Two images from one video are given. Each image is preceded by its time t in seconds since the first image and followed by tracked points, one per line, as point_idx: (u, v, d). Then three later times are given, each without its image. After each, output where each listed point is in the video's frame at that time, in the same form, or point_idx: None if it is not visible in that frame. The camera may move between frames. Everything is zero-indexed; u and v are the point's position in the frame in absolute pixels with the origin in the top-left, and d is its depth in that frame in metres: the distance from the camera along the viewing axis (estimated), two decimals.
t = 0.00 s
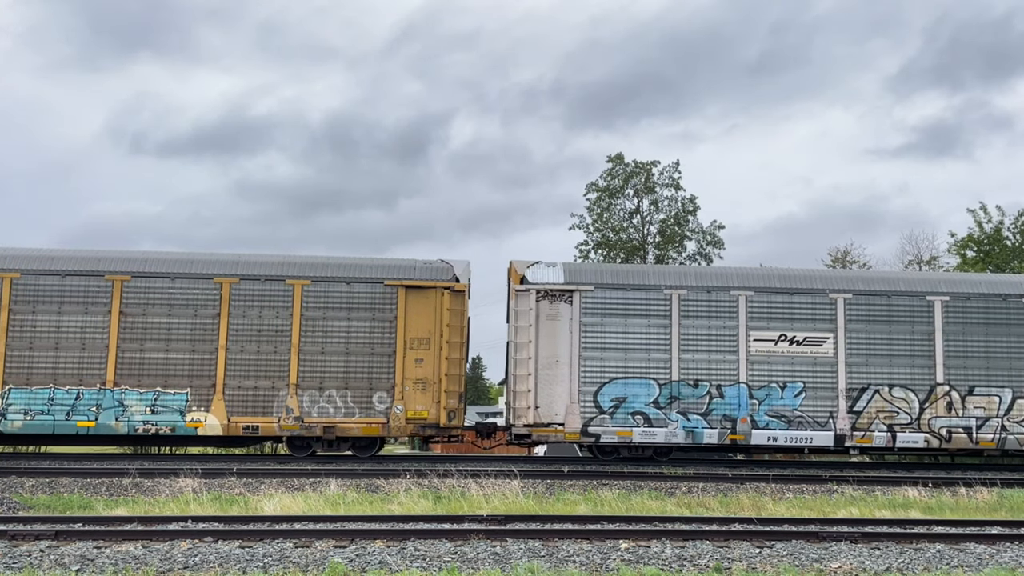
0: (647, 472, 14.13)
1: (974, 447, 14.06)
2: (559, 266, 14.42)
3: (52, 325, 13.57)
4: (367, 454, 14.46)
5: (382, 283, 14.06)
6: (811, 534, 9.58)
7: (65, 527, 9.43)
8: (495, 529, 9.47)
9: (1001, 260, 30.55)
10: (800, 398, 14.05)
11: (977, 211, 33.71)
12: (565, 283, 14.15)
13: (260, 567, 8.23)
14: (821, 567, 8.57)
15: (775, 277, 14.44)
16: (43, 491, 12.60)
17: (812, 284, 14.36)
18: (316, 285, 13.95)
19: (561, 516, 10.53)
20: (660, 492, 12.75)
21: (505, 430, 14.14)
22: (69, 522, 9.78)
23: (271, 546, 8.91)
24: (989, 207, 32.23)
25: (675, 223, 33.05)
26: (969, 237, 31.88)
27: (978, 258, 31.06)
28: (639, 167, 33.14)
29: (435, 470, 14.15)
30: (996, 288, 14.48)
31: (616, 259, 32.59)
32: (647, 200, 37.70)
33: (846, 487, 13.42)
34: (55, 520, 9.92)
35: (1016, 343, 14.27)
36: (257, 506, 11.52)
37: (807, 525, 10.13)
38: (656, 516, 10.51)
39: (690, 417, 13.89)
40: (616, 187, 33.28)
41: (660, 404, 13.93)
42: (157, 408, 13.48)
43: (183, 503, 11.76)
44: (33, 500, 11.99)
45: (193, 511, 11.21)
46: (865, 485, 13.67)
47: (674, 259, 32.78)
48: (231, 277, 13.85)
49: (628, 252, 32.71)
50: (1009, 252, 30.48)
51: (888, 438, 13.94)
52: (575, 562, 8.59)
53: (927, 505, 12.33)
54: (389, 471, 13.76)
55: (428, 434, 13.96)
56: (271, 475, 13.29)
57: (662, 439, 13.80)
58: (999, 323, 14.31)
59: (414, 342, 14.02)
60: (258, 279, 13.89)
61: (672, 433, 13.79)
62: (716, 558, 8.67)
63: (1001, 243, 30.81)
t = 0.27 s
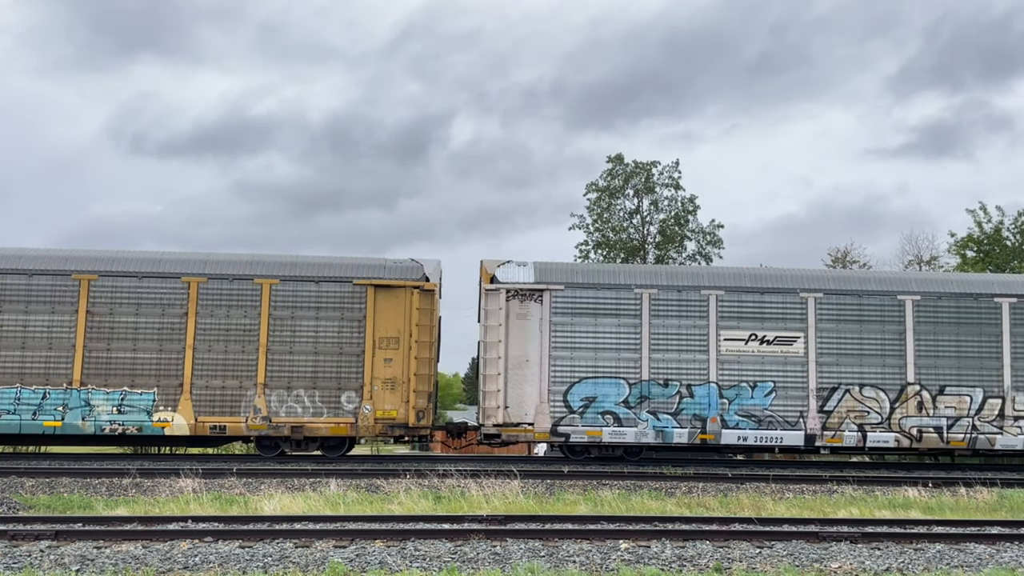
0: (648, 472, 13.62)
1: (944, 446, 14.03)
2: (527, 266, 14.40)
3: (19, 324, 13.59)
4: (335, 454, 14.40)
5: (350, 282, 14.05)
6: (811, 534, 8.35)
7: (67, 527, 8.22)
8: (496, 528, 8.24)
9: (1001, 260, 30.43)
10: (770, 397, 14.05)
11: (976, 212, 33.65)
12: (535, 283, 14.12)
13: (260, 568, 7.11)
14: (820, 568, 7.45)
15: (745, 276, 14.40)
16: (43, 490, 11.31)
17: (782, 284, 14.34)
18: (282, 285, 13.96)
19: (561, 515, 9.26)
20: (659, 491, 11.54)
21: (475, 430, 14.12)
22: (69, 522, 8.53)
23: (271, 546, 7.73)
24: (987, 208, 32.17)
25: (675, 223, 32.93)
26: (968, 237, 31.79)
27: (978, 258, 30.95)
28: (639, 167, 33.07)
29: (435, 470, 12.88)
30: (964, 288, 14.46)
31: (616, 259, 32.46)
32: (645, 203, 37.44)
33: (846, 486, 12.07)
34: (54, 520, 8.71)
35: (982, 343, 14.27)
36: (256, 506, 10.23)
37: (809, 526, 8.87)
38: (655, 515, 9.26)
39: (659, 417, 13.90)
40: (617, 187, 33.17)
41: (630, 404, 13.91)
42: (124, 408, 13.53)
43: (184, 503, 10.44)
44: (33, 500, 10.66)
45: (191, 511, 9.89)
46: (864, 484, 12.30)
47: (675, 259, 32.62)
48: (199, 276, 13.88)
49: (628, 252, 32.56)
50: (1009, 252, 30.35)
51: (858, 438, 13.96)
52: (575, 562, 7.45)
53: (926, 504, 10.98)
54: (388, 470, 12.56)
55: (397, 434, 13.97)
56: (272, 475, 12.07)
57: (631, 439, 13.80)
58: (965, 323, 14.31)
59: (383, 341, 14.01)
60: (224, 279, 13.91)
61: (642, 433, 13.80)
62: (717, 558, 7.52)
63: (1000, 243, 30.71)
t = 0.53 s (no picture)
0: (648, 471, 13.62)
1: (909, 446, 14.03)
2: (490, 264, 14.39)
3: None
4: (298, 454, 14.38)
5: (312, 281, 14.07)
6: (811, 534, 8.34)
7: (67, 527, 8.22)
8: (496, 528, 8.25)
9: (1000, 260, 30.43)
10: (736, 397, 14.04)
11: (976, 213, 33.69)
12: (500, 282, 14.15)
13: (260, 568, 7.12)
14: (820, 568, 7.45)
15: (709, 275, 14.39)
16: (43, 490, 11.31)
17: (747, 283, 14.33)
18: (246, 283, 14.01)
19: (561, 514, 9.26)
20: (659, 491, 11.54)
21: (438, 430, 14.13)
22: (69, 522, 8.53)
23: (271, 546, 7.74)
24: (986, 208, 32.16)
25: (675, 223, 32.91)
26: (968, 237, 31.79)
27: (978, 258, 30.95)
28: (639, 168, 33.08)
29: (434, 470, 12.87)
30: (930, 288, 14.46)
31: (616, 259, 32.44)
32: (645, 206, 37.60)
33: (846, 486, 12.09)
34: (55, 520, 8.71)
35: (944, 342, 14.26)
36: (256, 506, 10.23)
37: (809, 526, 8.87)
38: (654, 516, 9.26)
39: (623, 416, 13.89)
40: (617, 187, 33.17)
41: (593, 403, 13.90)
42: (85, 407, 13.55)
43: (184, 503, 10.44)
44: (33, 501, 10.66)
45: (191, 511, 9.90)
46: (865, 484, 12.31)
47: (675, 258, 32.62)
48: (161, 275, 13.89)
49: (628, 253, 32.56)
50: (1009, 252, 30.36)
51: (824, 437, 13.94)
52: (575, 562, 7.46)
53: (927, 505, 10.99)
54: (388, 470, 12.55)
55: (359, 433, 14.00)
56: (272, 475, 12.07)
57: (595, 438, 13.79)
58: (930, 322, 14.32)
59: (345, 340, 14.06)
60: (185, 279, 13.92)
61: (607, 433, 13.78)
62: (716, 558, 7.53)
63: (1000, 243, 30.72)
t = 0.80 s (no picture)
0: (648, 471, 13.63)
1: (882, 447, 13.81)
2: (444, 262, 14.18)
3: None
4: (189, 453, 14.18)
5: (214, 278, 13.81)
6: (811, 534, 8.35)
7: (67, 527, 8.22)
8: (496, 528, 8.25)
9: (1000, 260, 30.44)
10: (694, 397, 13.83)
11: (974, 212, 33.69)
12: (396, 279, 13.88)
13: (260, 568, 7.12)
14: (820, 568, 7.45)
15: (695, 274, 14.20)
16: (43, 490, 11.31)
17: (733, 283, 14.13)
18: (209, 282, 13.84)
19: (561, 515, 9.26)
20: (660, 491, 11.54)
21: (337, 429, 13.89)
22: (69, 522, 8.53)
23: (271, 546, 7.74)
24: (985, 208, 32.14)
25: (675, 222, 32.91)
26: (967, 237, 31.79)
27: (978, 258, 30.93)
28: (638, 168, 33.08)
29: (435, 470, 12.88)
30: (914, 287, 14.25)
31: (615, 259, 32.45)
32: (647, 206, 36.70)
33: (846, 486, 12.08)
34: (55, 520, 8.71)
35: (929, 341, 14.08)
36: (256, 506, 10.23)
37: (809, 526, 8.87)
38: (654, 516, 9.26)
39: (521, 414, 13.64)
40: (616, 187, 33.19)
41: (550, 402, 13.70)
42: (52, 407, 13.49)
43: (184, 504, 10.44)
44: (33, 501, 10.66)
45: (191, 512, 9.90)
46: (865, 484, 12.31)
47: (675, 258, 32.63)
48: (125, 274, 13.71)
49: (628, 253, 32.56)
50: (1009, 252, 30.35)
51: (762, 436, 13.67)
52: (575, 562, 7.46)
53: (928, 505, 10.99)
54: (388, 470, 12.55)
55: (250, 433, 13.73)
56: (272, 475, 12.07)
57: (492, 436, 13.52)
58: (909, 321, 14.13)
59: (242, 338, 13.77)
60: (144, 278, 13.75)
61: (544, 432, 13.56)
62: (716, 559, 7.53)
63: (1000, 243, 30.72)
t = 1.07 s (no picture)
0: (647, 471, 13.62)
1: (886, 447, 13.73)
2: (410, 261, 14.11)
3: None
4: (151, 453, 14.19)
5: (173, 278, 13.74)
6: (811, 534, 8.35)
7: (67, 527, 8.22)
8: (496, 528, 8.25)
9: (1000, 260, 30.44)
10: (658, 396, 13.78)
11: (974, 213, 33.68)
12: (359, 278, 13.80)
13: (260, 568, 7.11)
14: (820, 568, 7.45)
15: (661, 274, 14.14)
16: (43, 490, 11.31)
17: (699, 282, 14.06)
18: (171, 282, 13.75)
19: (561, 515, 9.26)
20: (659, 491, 11.54)
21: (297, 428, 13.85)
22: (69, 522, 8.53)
23: (271, 546, 7.74)
24: (985, 208, 32.11)
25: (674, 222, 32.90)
26: (967, 237, 31.80)
27: (978, 258, 30.95)
28: (637, 168, 33.08)
29: (435, 470, 12.88)
30: (882, 285, 14.15)
31: (616, 259, 32.44)
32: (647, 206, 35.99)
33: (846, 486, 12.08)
34: (54, 520, 8.71)
35: (899, 341, 14.00)
36: (256, 506, 10.23)
37: (809, 526, 8.87)
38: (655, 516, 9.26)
39: (484, 413, 13.56)
40: (615, 188, 33.20)
41: (513, 402, 13.63)
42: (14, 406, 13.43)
43: (184, 504, 10.44)
44: (33, 501, 10.66)
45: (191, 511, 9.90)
46: (865, 484, 12.31)
47: (674, 258, 32.64)
48: (84, 273, 13.66)
49: (628, 253, 32.57)
50: (1009, 252, 30.35)
51: (726, 435, 13.58)
52: (575, 562, 7.46)
53: (928, 505, 10.99)
54: (388, 470, 12.55)
55: (211, 432, 13.68)
56: (272, 475, 12.07)
57: (455, 436, 13.45)
58: (878, 321, 14.05)
59: (203, 337, 13.71)
60: (105, 278, 13.68)
61: (507, 432, 13.48)
62: (716, 559, 7.53)
63: (1000, 243, 30.72)
